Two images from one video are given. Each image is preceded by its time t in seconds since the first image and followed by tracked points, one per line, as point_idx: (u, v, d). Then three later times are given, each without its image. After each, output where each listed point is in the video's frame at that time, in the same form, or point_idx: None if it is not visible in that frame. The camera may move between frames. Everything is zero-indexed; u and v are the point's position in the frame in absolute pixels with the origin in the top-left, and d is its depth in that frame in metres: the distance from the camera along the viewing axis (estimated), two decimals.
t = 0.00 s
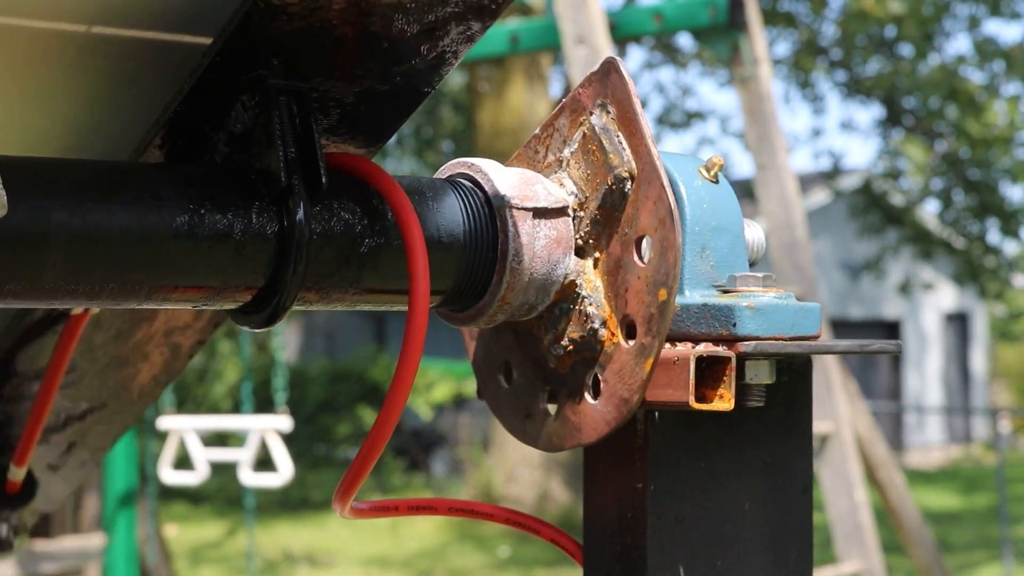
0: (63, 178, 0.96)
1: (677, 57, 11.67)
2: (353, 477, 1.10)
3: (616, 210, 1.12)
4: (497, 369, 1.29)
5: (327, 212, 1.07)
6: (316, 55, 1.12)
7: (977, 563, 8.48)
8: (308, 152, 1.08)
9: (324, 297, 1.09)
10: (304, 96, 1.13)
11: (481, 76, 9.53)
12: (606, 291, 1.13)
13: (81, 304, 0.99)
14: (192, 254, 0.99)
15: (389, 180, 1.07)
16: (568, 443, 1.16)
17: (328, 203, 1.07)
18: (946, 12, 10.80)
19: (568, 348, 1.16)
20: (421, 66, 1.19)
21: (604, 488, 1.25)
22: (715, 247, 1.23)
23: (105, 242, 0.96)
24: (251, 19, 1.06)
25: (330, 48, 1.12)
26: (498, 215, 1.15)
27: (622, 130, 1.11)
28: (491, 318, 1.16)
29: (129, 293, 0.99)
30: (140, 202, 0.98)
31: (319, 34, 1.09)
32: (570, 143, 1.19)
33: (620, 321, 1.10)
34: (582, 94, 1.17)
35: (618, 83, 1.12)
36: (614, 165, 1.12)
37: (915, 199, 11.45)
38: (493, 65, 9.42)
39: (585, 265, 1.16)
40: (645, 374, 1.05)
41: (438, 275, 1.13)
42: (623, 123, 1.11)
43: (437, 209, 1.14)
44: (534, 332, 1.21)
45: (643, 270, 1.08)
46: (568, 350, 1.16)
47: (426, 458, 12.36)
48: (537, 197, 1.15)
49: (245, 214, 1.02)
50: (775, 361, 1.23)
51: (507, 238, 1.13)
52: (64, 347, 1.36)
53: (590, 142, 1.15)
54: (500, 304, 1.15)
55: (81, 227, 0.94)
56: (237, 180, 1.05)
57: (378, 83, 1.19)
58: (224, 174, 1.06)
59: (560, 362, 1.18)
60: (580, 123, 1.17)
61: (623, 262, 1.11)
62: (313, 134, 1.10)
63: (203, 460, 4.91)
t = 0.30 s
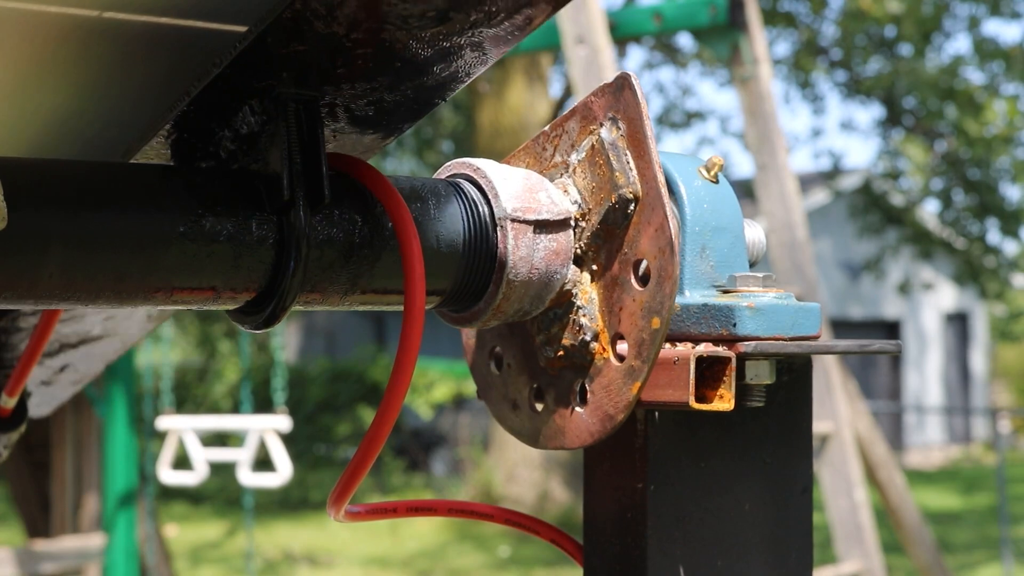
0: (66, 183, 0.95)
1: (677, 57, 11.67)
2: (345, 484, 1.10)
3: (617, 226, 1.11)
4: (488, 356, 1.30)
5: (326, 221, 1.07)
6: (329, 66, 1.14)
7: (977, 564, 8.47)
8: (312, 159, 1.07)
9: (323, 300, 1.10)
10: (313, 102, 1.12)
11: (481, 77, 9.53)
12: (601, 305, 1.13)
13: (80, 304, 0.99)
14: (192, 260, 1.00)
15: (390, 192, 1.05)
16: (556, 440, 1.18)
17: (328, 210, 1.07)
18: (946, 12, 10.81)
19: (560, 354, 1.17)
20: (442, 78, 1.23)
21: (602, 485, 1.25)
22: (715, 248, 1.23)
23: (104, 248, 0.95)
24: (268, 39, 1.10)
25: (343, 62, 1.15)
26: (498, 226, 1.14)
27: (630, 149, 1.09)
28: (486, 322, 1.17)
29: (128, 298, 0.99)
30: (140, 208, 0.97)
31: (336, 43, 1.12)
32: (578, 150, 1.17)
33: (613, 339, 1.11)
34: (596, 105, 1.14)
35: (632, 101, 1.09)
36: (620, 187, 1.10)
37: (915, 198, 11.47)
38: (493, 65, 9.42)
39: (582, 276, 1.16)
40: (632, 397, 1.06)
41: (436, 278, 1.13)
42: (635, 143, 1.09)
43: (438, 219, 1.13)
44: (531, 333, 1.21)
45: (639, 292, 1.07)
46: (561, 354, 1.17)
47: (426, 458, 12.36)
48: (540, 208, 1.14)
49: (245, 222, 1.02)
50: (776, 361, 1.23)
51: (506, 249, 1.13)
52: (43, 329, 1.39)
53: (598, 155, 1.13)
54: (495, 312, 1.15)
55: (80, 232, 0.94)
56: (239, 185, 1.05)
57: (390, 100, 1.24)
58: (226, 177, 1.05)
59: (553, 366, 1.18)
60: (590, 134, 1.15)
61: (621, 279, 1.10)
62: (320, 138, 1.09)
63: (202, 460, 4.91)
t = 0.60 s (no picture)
0: (68, 186, 0.95)
1: (677, 57, 11.67)
2: (339, 488, 1.10)
3: (614, 239, 1.10)
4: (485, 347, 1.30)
5: (325, 226, 1.06)
6: (338, 83, 1.13)
7: (976, 564, 8.47)
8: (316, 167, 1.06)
9: (323, 300, 1.10)
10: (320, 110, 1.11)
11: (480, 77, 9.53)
12: (596, 315, 1.13)
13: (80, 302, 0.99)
14: (190, 263, 1.00)
15: (390, 201, 1.05)
16: (544, 439, 1.20)
17: (328, 217, 1.06)
18: (946, 12, 10.81)
19: (554, 356, 1.17)
20: (456, 92, 1.22)
21: (602, 485, 1.25)
22: (715, 248, 1.23)
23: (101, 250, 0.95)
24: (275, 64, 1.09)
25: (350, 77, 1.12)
26: (498, 235, 1.14)
27: (637, 165, 1.07)
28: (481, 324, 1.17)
29: (126, 298, 1.00)
30: (140, 213, 0.97)
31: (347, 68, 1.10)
32: (582, 157, 1.16)
33: (604, 349, 1.11)
34: (605, 116, 1.12)
35: (641, 119, 1.07)
36: (621, 208, 1.08)
37: (915, 198, 11.47)
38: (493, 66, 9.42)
39: (578, 284, 1.15)
40: (619, 412, 1.07)
41: (434, 280, 1.13)
42: (639, 159, 1.07)
43: (438, 227, 1.13)
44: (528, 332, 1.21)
45: (633, 312, 1.07)
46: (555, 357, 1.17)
47: (426, 458, 12.37)
48: (542, 218, 1.13)
49: (245, 227, 1.03)
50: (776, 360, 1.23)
51: (504, 260, 1.13)
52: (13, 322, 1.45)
53: (602, 169, 1.11)
54: (490, 317, 1.16)
55: (80, 232, 0.94)
56: (241, 186, 1.05)
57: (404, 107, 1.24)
58: (228, 179, 1.05)
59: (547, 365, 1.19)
60: (597, 144, 1.13)
61: (617, 295, 1.10)
62: (324, 148, 1.08)
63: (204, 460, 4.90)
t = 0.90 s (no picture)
0: (70, 192, 0.95)
1: (677, 57, 11.68)
2: (333, 491, 1.10)
3: (610, 248, 1.10)
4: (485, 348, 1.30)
5: (324, 231, 1.06)
6: (344, 96, 1.12)
7: (976, 564, 8.47)
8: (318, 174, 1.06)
9: (324, 300, 1.10)
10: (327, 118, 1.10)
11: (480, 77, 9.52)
12: (590, 322, 1.13)
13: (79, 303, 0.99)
14: (189, 266, 1.00)
15: (390, 209, 1.04)
16: (537, 437, 1.21)
17: (328, 224, 1.06)
18: (946, 12, 10.81)
19: (549, 356, 1.18)
20: (464, 104, 1.22)
21: (602, 484, 1.25)
22: (714, 247, 1.23)
23: (101, 251, 0.95)
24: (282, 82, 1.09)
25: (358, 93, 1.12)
26: (497, 242, 1.14)
27: (639, 181, 1.07)
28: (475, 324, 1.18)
29: (125, 302, 1.00)
30: (140, 218, 0.97)
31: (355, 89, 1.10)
32: (584, 167, 1.16)
33: (596, 358, 1.11)
34: (612, 125, 1.12)
35: (647, 135, 1.07)
36: (621, 225, 1.08)
37: (915, 199, 11.49)
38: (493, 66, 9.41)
39: (572, 292, 1.16)
40: (608, 422, 1.08)
41: (433, 281, 1.14)
42: (642, 173, 1.07)
43: (438, 232, 1.13)
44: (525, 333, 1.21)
45: (627, 326, 1.07)
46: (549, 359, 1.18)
47: (426, 458, 12.37)
48: (542, 227, 1.13)
49: (246, 231, 1.03)
50: (775, 360, 1.23)
51: (502, 266, 1.13)
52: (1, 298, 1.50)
53: (606, 181, 1.11)
54: (486, 320, 1.16)
55: (79, 234, 0.94)
56: (240, 193, 1.05)
57: (411, 114, 1.24)
58: (228, 180, 1.05)
59: (542, 366, 1.19)
60: (599, 156, 1.13)
61: (612, 307, 1.10)
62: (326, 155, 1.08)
63: (206, 460, 4.91)
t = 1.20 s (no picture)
0: (73, 196, 0.95)
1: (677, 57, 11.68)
2: (331, 492, 1.10)
3: (608, 252, 1.10)
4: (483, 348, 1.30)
5: (324, 234, 1.06)
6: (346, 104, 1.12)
7: (977, 563, 8.47)
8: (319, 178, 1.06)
9: (323, 301, 1.10)
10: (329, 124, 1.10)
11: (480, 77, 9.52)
12: (589, 325, 1.13)
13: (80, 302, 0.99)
14: (189, 266, 1.00)
15: (390, 213, 1.04)
16: (535, 438, 1.21)
17: (328, 227, 1.06)
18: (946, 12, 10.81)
19: (547, 358, 1.17)
20: (467, 112, 1.22)
21: (601, 483, 1.25)
22: (714, 247, 1.23)
23: (101, 251, 0.95)
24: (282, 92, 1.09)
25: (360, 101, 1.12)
26: (497, 244, 1.14)
27: (640, 189, 1.07)
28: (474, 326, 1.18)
29: (126, 301, 1.00)
30: (140, 219, 0.97)
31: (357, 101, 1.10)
32: (584, 171, 1.16)
33: (594, 361, 1.12)
34: (614, 128, 1.12)
35: (650, 143, 1.07)
36: (620, 231, 1.08)
37: (915, 199, 11.51)
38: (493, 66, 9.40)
39: (571, 295, 1.16)
40: (604, 426, 1.08)
41: (431, 283, 1.14)
42: (643, 178, 1.07)
43: (439, 234, 1.13)
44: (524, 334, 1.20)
45: (624, 332, 1.07)
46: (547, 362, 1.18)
47: (426, 458, 12.37)
48: (542, 231, 1.13)
49: (247, 235, 1.03)
50: (774, 360, 1.23)
51: (501, 270, 1.13)
52: None
53: (607, 186, 1.11)
54: (485, 321, 1.16)
55: (80, 233, 0.94)
56: (241, 196, 1.04)
57: (413, 117, 1.24)
58: (229, 182, 1.05)
59: (541, 368, 1.19)
60: (600, 160, 1.13)
61: (610, 312, 1.10)
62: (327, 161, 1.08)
63: (206, 460, 4.90)
